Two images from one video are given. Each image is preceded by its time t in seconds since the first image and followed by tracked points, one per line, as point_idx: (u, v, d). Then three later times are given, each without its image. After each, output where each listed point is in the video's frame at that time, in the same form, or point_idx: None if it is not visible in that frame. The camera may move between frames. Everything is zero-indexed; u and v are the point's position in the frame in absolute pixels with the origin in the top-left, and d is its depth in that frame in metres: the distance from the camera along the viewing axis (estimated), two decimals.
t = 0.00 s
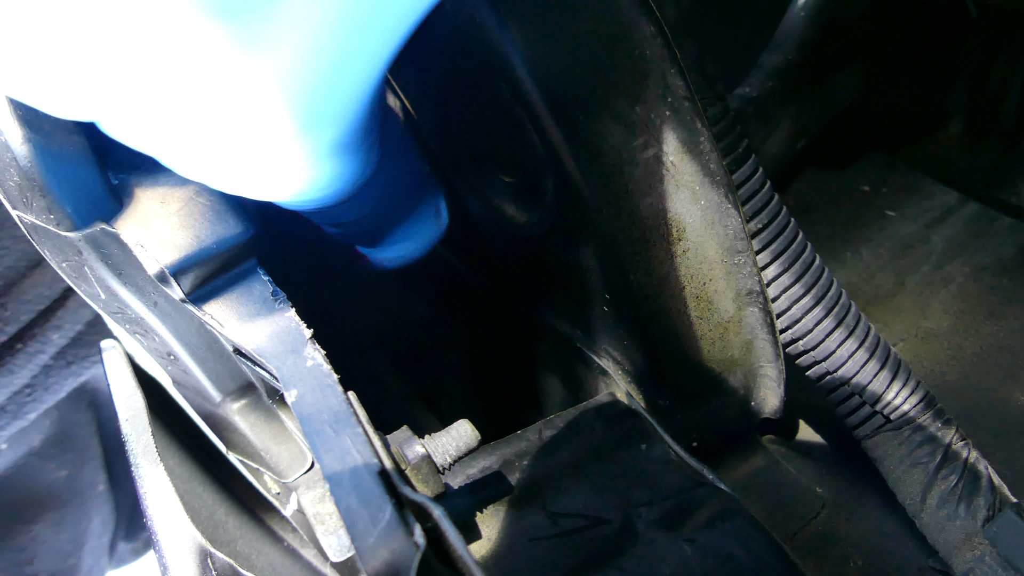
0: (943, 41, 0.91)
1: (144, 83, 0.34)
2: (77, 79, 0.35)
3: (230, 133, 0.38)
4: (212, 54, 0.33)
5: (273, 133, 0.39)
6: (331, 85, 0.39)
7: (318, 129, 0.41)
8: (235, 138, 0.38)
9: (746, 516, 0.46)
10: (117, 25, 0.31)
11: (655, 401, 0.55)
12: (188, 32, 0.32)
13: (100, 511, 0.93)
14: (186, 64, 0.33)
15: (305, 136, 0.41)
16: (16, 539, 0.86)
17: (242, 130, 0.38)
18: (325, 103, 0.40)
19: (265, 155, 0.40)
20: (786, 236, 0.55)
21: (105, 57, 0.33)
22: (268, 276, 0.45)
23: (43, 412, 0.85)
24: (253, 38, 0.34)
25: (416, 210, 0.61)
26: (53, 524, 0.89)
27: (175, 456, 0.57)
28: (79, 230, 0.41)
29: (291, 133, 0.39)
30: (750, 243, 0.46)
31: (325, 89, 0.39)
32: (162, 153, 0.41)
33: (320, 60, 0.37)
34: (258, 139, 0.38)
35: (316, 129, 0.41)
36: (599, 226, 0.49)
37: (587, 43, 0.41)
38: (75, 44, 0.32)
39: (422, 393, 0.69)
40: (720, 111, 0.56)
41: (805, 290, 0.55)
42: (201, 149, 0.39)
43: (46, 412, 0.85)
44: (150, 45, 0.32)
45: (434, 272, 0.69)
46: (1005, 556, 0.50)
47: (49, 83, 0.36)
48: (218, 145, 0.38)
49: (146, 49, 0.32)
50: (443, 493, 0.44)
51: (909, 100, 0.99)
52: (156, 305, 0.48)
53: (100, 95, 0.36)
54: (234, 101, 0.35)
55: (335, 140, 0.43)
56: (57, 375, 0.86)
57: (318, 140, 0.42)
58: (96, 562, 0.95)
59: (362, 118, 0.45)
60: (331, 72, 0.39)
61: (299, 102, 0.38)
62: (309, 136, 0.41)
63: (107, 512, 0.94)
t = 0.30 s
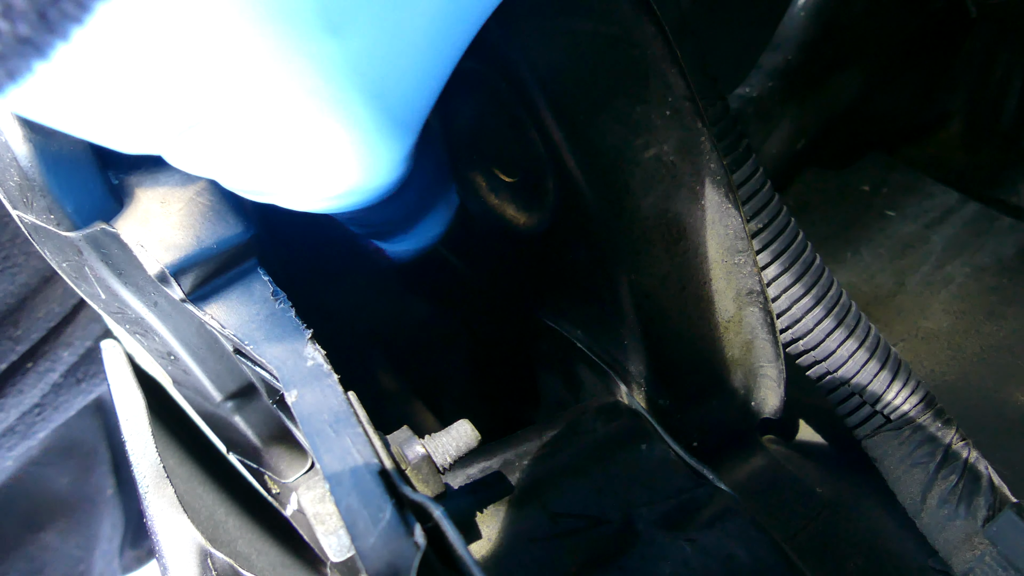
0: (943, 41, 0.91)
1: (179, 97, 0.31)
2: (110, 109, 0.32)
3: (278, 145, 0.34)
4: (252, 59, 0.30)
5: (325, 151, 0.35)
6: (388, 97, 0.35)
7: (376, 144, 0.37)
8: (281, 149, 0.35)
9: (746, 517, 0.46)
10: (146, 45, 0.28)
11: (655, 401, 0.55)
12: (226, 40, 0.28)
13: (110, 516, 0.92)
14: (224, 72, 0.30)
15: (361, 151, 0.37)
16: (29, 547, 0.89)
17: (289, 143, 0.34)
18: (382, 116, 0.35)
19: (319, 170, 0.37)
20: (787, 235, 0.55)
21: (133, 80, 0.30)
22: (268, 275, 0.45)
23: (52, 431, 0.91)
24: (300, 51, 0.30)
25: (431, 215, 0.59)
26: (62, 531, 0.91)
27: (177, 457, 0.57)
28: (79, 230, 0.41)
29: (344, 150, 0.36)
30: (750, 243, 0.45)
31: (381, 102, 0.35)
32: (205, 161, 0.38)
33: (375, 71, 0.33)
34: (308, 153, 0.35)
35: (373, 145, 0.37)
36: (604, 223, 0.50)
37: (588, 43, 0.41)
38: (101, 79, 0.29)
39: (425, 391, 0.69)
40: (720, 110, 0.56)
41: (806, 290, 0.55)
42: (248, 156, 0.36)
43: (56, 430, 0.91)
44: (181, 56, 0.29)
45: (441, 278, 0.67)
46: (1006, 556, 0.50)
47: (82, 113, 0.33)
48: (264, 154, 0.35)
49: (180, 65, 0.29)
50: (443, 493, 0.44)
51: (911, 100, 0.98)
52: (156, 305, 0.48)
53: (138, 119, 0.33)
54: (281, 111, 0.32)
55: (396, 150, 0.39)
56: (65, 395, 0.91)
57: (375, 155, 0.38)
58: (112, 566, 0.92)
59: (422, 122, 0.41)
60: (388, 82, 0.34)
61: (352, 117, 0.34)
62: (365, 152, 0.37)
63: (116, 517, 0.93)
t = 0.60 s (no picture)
0: (943, 42, 0.92)
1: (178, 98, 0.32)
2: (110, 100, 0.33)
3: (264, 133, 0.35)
4: (246, 51, 0.31)
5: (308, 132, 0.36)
6: (366, 60, 0.36)
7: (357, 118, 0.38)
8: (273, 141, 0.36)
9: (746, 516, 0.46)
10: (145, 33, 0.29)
11: (655, 403, 0.55)
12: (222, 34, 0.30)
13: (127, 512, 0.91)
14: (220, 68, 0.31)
15: (341, 134, 0.38)
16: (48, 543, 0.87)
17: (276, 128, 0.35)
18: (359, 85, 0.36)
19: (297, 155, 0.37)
20: (787, 236, 0.55)
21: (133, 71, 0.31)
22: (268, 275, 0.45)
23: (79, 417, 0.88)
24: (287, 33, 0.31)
25: (430, 216, 0.59)
26: (82, 527, 0.89)
27: (177, 457, 0.56)
28: (79, 230, 0.41)
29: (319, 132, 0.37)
30: (750, 244, 0.46)
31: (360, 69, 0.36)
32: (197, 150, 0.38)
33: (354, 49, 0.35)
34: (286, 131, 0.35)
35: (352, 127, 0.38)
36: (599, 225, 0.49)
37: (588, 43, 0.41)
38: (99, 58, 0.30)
39: (425, 393, 0.68)
40: (720, 111, 0.56)
41: (806, 290, 0.55)
42: (245, 154, 0.37)
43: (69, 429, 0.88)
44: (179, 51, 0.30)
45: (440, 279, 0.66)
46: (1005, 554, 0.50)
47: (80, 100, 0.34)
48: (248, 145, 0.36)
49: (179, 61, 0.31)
50: (443, 494, 0.44)
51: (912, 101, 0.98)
52: (156, 305, 0.48)
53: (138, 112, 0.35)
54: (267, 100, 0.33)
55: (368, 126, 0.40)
56: (92, 380, 0.87)
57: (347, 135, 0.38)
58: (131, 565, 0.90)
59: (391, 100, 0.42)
60: (364, 44, 0.36)
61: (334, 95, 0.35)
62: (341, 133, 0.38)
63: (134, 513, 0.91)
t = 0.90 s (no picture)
0: (943, 42, 0.91)
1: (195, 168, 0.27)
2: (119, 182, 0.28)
3: (297, 176, 0.30)
4: (264, 97, 0.24)
5: (339, 153, 0.29)
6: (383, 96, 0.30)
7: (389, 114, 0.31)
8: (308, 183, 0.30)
9: (745, 516, 0.46)
10: (154, 112, 0.23)
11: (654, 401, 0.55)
12: (236, 83, 0.23)
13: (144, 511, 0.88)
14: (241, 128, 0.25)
15: (357, 164, 0.31)
16: (82, 546, 0.86)
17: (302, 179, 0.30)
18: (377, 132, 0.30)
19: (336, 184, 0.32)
20: (786, 236, 0.55)
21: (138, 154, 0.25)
22: (267, 276, 0.44)
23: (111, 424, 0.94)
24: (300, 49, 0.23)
25: (428, 214, 0.59)
26: (111, 527, 0.87)
27: (176, 455, 0.57)
28: (77, 229, 0.42)
29: (354, 145, 0.30)
30: (749, 244, 0.46)
31: (389, 55, 0.28)
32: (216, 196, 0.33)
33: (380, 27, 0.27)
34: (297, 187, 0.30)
35: (381, 126, 0.31)
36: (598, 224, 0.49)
37: (586, 43, 0.41)
38: (100, 146, 0.24)
39: (426, 397, 0.65)
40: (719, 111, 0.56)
41: (805, 290, 0.55)
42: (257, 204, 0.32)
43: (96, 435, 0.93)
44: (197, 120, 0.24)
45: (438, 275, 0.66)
46: (1005, 555, 0.50)
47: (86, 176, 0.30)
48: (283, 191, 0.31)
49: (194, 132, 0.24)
50: (442, 494, 0.44)
51: (911, 100, 0.98)
52: (156, 305, 0.49)
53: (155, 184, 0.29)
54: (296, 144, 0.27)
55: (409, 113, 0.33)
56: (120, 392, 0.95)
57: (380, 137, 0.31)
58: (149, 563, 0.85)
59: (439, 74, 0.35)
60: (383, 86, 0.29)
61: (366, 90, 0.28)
62: (374, 137, 0.31)
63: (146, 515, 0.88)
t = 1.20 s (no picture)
0: (945, 42, 0.91)
1: (164, 158, 0.29)
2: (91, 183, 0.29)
3: (263, 171, 0.31)
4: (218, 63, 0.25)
5: (304, 155, 0.31)
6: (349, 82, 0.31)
7: (349, 134, 0.32)
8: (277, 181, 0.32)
9: (745, 516, 0.46)
10: (124, 95, 0.25)
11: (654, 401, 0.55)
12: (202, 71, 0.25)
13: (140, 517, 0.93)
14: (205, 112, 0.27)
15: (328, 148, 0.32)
16: (82, 546, 0.91)
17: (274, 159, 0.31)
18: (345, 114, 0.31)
19: (309, 188, 0.33)
20: (787, 236, 0.55)
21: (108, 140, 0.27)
22: (268, 275, 0.44)
23: (110, 424, 0.97)
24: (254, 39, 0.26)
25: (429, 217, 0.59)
26: (110, 528, 0.92)
27: (177, 456, 0.56)
28: (79, 230, 0.42)
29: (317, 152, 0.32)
30: (751, 244, 0.46)
31: (354, 65, 0.30)
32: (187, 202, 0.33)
33: (337, 44, 0.29)
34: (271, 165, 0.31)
35: (347, 134, 0.33)
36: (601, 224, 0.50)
37: (587, 43, 0.41)
38: (72, 140, 0.27)
39: (425, 396, 0.66)
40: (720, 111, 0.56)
41: (806, 290, 0.55)
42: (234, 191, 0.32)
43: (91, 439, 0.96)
44: (162, 101, 0.26)
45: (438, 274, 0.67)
46: (1006, 555, 0.50)
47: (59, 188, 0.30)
48: (252, 190, 0.32)
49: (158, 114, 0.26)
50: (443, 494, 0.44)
51: (911, 100, 0.98)
52: (158, 305, 0.49)
53: (127, 187, 0.31)
54: (262, 137, 0.29)
55: (371, 141, 0.35)
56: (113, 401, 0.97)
57: (341, 154, 0.33)
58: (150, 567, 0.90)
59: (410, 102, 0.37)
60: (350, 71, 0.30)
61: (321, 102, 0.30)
62: (335, 153, 0.33)
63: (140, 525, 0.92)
